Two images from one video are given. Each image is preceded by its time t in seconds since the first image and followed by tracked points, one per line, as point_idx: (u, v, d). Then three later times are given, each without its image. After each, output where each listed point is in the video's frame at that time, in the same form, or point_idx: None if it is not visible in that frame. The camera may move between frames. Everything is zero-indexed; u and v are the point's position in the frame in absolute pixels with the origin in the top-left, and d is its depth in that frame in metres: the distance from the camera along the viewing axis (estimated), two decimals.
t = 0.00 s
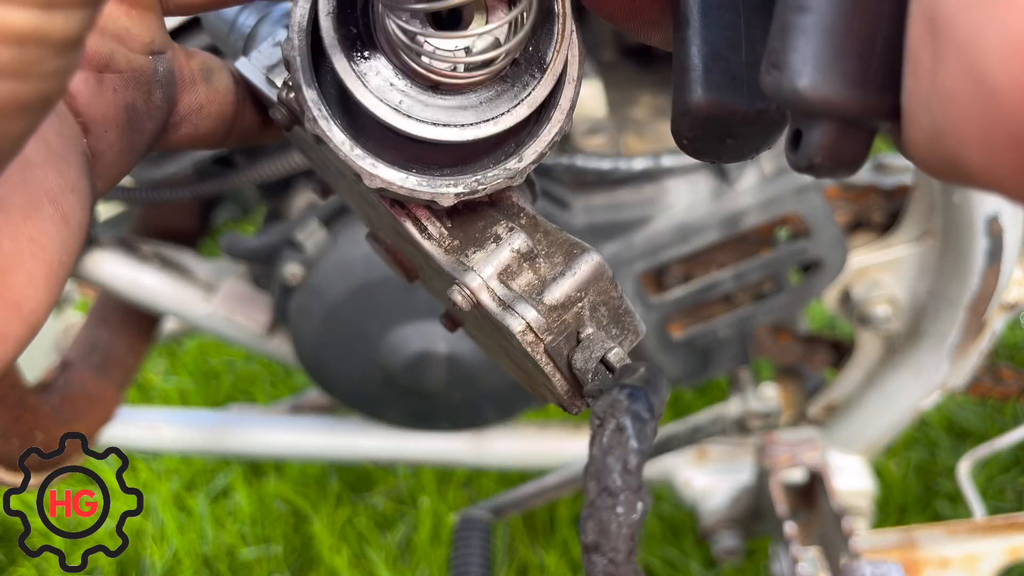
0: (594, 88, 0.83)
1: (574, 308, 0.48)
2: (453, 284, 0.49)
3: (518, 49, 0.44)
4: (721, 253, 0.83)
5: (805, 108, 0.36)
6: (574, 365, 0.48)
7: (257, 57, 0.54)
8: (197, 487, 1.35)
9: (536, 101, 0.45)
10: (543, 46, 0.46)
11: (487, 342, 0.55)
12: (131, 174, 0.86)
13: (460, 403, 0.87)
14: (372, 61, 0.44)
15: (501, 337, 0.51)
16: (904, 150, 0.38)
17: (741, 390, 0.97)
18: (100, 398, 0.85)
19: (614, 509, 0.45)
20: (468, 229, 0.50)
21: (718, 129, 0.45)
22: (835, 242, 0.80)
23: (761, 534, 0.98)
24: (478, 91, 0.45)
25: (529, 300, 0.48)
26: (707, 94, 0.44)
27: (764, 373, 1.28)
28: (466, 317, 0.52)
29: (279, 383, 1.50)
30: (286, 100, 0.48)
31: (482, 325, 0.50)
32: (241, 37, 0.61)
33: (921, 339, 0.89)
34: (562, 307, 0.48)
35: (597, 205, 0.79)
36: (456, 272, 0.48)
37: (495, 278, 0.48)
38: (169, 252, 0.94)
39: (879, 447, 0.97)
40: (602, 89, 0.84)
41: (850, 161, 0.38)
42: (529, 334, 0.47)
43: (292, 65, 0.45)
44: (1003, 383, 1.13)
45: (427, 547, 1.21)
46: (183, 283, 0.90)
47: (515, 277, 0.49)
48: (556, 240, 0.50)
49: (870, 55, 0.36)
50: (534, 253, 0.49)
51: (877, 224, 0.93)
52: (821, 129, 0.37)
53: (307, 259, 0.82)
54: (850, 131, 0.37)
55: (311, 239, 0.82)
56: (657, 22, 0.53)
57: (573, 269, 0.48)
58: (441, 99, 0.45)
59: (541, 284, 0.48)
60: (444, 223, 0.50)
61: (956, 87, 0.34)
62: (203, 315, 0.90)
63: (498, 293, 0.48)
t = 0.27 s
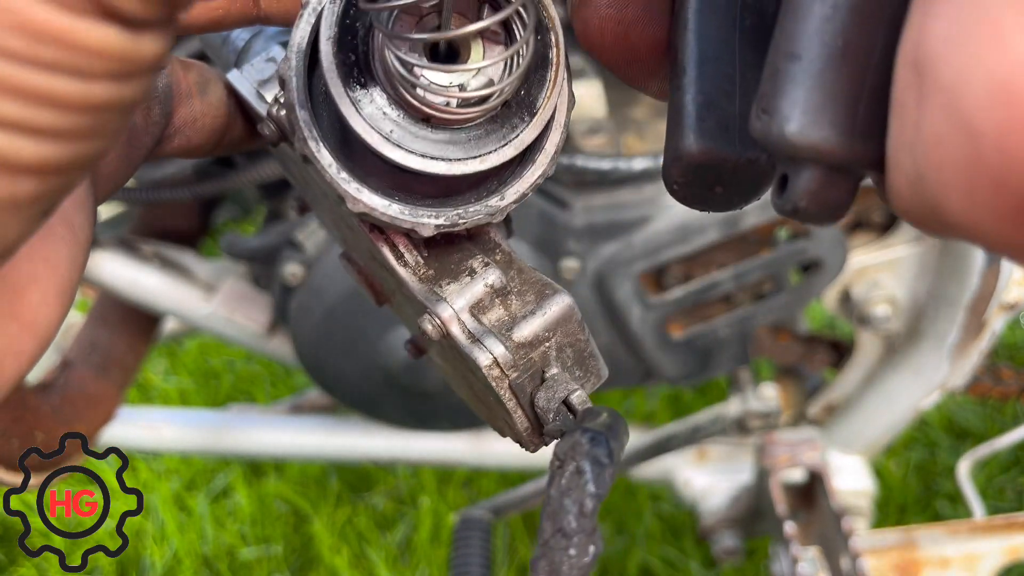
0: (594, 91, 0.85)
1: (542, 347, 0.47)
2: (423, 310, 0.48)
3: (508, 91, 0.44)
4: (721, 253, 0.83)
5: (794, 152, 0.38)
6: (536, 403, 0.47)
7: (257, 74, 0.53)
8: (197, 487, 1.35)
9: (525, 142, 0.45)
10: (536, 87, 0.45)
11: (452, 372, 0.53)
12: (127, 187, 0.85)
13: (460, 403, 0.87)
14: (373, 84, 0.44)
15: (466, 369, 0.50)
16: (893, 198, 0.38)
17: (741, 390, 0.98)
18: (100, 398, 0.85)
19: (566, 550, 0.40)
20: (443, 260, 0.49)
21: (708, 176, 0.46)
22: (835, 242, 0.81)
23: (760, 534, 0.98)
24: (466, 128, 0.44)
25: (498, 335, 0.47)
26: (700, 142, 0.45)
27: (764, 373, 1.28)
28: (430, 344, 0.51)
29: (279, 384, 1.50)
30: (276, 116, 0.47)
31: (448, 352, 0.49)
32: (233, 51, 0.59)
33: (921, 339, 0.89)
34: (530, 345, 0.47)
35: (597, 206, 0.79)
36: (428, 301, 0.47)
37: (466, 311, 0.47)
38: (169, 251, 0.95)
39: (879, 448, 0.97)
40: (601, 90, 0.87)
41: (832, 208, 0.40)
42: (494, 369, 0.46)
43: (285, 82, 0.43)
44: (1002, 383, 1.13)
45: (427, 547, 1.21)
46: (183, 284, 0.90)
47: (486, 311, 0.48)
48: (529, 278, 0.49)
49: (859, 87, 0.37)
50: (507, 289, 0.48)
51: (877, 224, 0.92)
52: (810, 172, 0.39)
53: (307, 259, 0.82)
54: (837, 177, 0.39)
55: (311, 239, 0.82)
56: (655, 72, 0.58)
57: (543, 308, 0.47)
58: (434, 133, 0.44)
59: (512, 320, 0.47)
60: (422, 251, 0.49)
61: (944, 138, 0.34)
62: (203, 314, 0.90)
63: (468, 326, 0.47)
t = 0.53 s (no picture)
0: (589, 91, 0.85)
1: (543, 365, 0.50)
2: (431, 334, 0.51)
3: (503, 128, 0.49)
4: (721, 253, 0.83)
5: (781, 194, 0.40)
6: (539, 420, 0.50)
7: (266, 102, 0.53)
8: (197, 487, 1.35)
9: (523, 178, 0.49)
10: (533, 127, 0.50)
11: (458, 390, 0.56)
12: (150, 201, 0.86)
13: (459, 403, 0.87)
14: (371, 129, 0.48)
15: (472, 387, 0.53)
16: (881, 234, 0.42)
17: (741, 390, 0.98)
18: (100, 398, 0.86)
19: None
20: (448, 283, 0.52)
21: (698, 219, 0.48)
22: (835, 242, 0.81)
23: (760, 534, 0.98)
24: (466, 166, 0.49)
25: (502, 357, 0.50)
26: (692, 187, 0.47)
27: (765, 373, 1.28)
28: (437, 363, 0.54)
29: (279, 383, 1.50)
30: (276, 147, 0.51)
31: (455, 374, 0.52)
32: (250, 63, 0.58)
33: (921, 339, 0.89)
34: (531, 364, 0.50)
35: (597, 205, 0.79)
36: (434, 324, 0.51)
37: (471, 333, 0.50)
38: (169, 251, 0.94)
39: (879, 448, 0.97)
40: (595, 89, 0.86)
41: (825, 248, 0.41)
42: (499, 389, 0.49)
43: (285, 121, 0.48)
44: (1002, 383, 1.13)
45: (427, 547, 1.21)
46: (184, 283, 0.90)
47: (490, 333, 0.51)
48: (530, 297, 0.52)
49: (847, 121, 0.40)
50: (509, 310, 0.51)
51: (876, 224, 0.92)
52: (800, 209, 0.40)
53: (307, 259, 0.82)
54: (824, 217, 0.40)
55: (311, 239, 0.82)
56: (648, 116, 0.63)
57: (543, 328, 0.51)
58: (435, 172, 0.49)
59: (514, 341, 0.51)
60: (425, 275, 0.52)
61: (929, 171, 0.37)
62: (203, 313, 0.90)
63: (473, 348, 0.50)
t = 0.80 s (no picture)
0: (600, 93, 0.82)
1: (611, 291, 0.51)
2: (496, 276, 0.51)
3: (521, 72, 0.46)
4: (721, 253, 0.83)
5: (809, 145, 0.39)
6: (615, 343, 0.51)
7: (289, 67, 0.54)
8: (197, 487, 1.35)
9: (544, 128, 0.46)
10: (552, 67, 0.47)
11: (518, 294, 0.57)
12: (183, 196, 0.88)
13: (459, 403, 0.87)
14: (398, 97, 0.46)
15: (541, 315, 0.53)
16: (909, 179, 0.40)
17: (741, 390, 0.98)
18: (100, 398, 0.86)
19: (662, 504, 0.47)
20: (507, 225, 0.50)
21: (721, 140, 0.46)
22: (835, 242, 0.80)
23: (760, 534, 0.98)
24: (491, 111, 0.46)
25: (570, 290, 0.50)
26: (710, 115, 0.45)
27: (764, 373, 1.28)
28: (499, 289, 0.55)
29: (279, 383, 1.50)
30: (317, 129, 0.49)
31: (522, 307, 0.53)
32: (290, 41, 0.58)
33: (921, 338, 0.89)
34: (600, 292, 0.51)
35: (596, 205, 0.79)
36: (501, 267, 0.50)
37: (537, 270, 0.50)
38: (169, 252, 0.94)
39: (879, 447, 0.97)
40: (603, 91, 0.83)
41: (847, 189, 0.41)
42: (572, 321, 0.50)
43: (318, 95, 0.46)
44: (1002, 383, 1.13)
45: (427, 547, 1.21)
46: (184, 285, 0.91)
47: (555, 266, 0.50)
48: (589, 223, 0.51)
49: (859, 95, 0.38)
50: (570, 242, 0.51)
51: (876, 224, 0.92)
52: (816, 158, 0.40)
53: (308, 259, 0.81)
54: (845, 163, 0.40)
55: (311, 239, 0.81)
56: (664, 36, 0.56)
57: (607, 256, 0.51)
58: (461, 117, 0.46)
59: (578, 273, 0.51)
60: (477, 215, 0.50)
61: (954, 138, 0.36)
62: (203, 314, 0.91)
63: (540, 285, 0.50)
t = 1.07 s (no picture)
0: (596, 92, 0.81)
1: (582, 312, 0.48)
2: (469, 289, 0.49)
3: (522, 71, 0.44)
4: (721, 253, 0.83)
5: (794, 148, 0.39)
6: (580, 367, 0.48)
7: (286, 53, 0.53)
8: (197, 487, 1.35)
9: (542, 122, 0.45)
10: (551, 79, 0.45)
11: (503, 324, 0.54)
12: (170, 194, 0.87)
13: (459, 402, 0.87)
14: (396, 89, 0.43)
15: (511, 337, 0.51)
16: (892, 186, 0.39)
17: (741, 390, 0.98)
18: (100, 398, 0.86)
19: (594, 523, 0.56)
20: (485, 235, 0.49)
21: (711, 164, 0.47)
22: (835, 242, 0.80)
23: (760, 534, 0.98)
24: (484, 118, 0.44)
25: (539, 305, 0.47)
26: (699, 131, 0.46)
27: (764, 373, 1.28)
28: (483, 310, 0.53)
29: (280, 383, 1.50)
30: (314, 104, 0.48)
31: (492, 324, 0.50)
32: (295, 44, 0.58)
33: (921, 339, 0.89)
34: (570, 311, 0.48)
35: (597, 205, 0.80)
36: (473, 278, 0.48)
37: (507, 285, 0.47)
38: (170, 252, 0.94)
39: (877, 448, 0.97)
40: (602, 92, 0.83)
41: (832, 201, 0.42)
42: (538, 338, 0.47)
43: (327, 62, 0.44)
44: (1002, 383, 1.13)
45: (427, 547, 1.21)
46: (184, 284, 0.90)
47: (527, 282, 0.48)
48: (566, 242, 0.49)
49: (852, 96, 0.38)
50: (545, 258, 0.48)
51: (876, 224, 0.93)
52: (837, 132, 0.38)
53: (307, 259, 0.82)
54: (836, 169, 0.41)
55: (312, 239, 0.81)
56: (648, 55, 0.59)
57: (580, 274, 0.48)
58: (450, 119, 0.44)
59: (547, 291, 0.48)
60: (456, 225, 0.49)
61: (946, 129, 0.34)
62: (203, 314, 0.90)
63: (511, 299, 0.47)
